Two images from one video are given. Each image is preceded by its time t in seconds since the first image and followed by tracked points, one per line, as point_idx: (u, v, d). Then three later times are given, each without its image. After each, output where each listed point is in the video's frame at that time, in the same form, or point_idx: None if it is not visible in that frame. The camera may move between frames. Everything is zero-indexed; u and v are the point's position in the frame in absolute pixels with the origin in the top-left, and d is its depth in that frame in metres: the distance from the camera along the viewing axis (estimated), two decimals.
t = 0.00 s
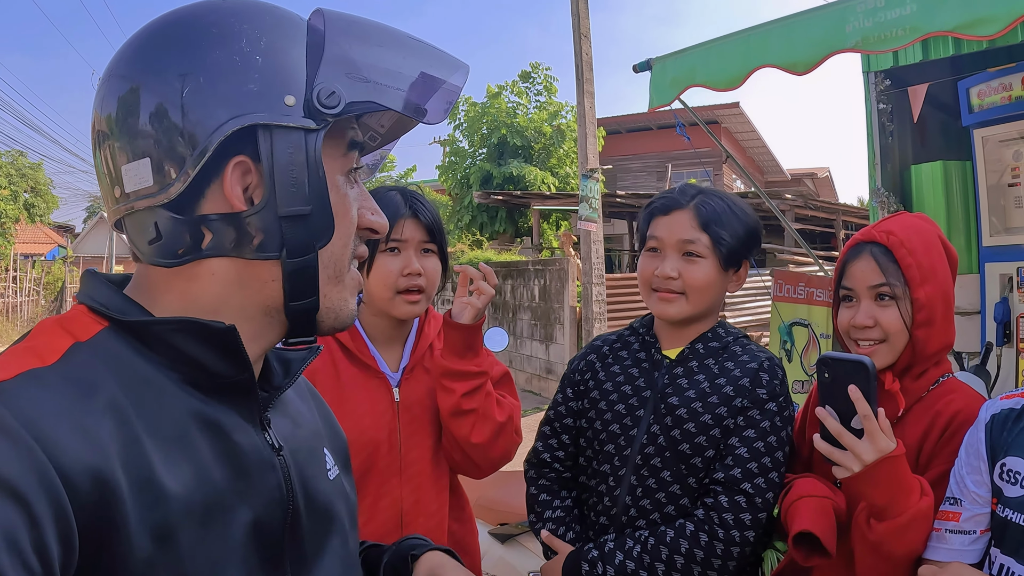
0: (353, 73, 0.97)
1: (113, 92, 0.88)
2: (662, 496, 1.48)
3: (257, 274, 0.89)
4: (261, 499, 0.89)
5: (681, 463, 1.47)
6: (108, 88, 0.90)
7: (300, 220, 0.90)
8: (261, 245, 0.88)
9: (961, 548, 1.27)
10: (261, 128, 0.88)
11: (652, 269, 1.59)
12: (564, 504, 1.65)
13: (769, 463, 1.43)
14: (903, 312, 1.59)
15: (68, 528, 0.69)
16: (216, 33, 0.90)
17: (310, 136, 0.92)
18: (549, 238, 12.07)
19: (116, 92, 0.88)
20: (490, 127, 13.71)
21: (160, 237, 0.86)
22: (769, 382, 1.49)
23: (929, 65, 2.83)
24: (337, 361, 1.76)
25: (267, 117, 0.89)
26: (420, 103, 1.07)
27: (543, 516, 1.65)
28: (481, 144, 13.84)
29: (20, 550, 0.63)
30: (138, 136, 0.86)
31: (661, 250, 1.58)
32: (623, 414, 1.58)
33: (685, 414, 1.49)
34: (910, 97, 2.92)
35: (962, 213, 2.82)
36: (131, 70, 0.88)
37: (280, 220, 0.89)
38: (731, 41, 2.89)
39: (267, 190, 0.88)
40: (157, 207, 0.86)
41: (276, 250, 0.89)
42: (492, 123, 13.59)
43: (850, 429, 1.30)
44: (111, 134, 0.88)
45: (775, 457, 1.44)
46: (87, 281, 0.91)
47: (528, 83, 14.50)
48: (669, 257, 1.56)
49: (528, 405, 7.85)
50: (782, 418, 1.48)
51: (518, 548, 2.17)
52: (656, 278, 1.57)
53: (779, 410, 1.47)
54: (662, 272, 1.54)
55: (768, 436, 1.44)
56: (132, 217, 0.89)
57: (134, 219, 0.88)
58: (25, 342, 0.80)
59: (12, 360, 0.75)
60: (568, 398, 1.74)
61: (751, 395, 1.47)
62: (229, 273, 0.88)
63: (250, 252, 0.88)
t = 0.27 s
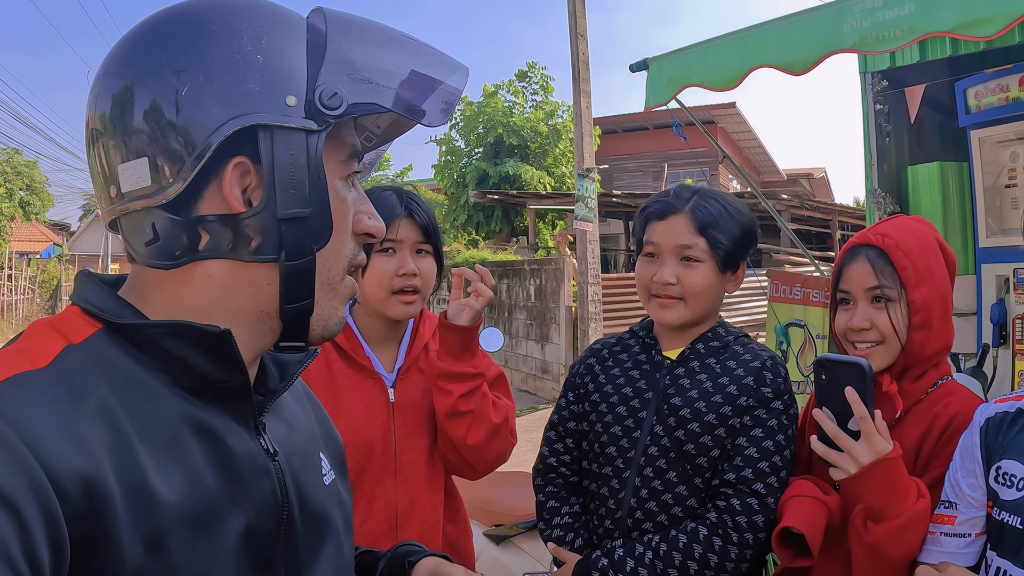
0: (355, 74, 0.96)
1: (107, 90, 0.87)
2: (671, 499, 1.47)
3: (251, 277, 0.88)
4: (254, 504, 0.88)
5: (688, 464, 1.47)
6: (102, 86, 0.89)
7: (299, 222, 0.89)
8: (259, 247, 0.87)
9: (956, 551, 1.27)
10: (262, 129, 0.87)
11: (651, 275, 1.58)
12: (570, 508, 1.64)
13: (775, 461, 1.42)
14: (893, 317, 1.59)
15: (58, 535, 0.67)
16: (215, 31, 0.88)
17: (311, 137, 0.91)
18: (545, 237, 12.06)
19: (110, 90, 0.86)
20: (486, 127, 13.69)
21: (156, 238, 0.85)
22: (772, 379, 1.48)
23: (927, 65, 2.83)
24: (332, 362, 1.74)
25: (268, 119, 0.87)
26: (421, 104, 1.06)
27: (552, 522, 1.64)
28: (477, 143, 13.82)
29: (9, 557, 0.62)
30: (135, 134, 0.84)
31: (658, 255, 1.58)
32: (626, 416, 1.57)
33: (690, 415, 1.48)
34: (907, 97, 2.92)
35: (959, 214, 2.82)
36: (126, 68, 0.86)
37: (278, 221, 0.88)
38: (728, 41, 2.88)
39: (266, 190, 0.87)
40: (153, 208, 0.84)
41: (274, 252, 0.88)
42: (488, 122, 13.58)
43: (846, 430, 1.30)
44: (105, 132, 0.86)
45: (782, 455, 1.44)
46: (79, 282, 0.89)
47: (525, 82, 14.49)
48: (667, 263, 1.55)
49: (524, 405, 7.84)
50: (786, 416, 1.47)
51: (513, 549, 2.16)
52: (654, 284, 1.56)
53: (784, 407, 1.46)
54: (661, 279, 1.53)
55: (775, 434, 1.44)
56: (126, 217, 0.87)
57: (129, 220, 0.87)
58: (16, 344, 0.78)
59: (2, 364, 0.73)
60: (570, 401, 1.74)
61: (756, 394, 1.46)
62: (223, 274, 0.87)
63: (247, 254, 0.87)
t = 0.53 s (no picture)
0: (367, 77, 0.96)
1: (119, 92, 0.87)
2: (674, 497, 1.47)
3: (260, 276, 0.87)
4: (260, 504, 0.88)
5: (691, 462, 1.47)
6: (115, 88, 0.88)
7: (311, 221, 0.88)
8: (271, 245, 0.87)
9: (951, 550, 1.27)
10: (277, 128, 0.87)
11: (655, 282, 1.58)
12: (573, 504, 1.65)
13: (780, 461, 1.43)
14: (890, 315, 1.60)
15: (68, 533, 0.67)
16: (232, 32, 0.88)
17: (326, 138, 0.90)
18: (542, 237, 12.06)
19: (123, 92, 0.86)
20: (483, 126, 13.67)
21: (170, 235, 0.84)
22: (777, 380, 1.48)
23: (924, 67, 2.85)
24: (332, 360, 1.74)
25: (283, 120, 0.87)
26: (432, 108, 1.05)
27: (555, 520, 1.64)
28: (474, 142, 13.81)
29: (20, 557, 0.61)
30: (150, 134, 0.84)
31: (661, 262, 1.58)
32: (630, 415, 1.58)
33: (695, 414, 1.48)
34: (905, 99, 2.94)
35: (956, 215, 2.83)
36: (138, 70, 0.86)
37: (292, 220, 0.87)
38: (726, 41, 2.89)
39: (280, 189, 0.87)
40: (167, 204, 0.84)
41: (286, 251, 0.87)
42: (485, 121, 13.56)
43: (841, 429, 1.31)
44: (119, 131, 0.86)
45: (786, 454, 1.44)
46: (88, 281, 0.89)
47: (522, 81, 14.48)
48: (670, 270, 1.56)
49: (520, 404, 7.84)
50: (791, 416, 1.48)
51: (512, 549, 2.16)
52: (658, 290, 1.57)
53: (788, 407, 1.47)
54: (665, 286, 1.54)
55: (779, 434, 1.44)
56: (139, 215, 0.86)
57: (141, 217, 0.86)
58: (25, 343, 0.78)
59: (14, 362, 0.73)
60: (574, 400, 1.74)
61: (761, 395, 1.46)
62: (232, 274, 0.87)
63: (260, 253, 0.86)
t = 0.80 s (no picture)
0: (370, 72, 0.96)
1: (121, 85, 0.86)
2: (673, 496, 1.47)
3: (258, 271, 0.87)
4: (258, 500, 0.87)
5: (691, 461, 1.47)
6: (116, 80, 0.88)
7: (312, 215, 0.88)
8: (272, 238, 0.86)
9: (948, 543, 1.27)
10: (279, 121, 0.87)
11: (655, 280, 1.58)
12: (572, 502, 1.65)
13: (778, 460, 1.43)
14: (891, 307, 1.61)
15: (64, 527, 0.67)
16: (236, 25, 0.88)
17: (328, 132, 0.90)
18: (539, 236, 12.06)
19: (125, 85, 0.86)
20: (480, 124, 13.66)
21: (170, 225, 0.84)
22: (778, 380, 1.49)
23: (922, 67, 2.85)
24: (330, 355, 1.73)
25: (286, 112, 0.87)
26: (435, 104, 1.06)
27: (553, 517, 1.64)
28: (472, 141, 13.80)
29: (16, 551, 0.61)
30: (153, 125, 0.84)
31: (662, 261, 1.58)
32: (630, 412, 1.58)
33: (695, 413, 1.48)
34: (902, 98, 2.95)
35: (953, 214, 2.84)
36: (140, 62, 0.86)
37: (293, 214, 0.87)
38: (723, 40, 2.89)
39: (281, 182, 0.86)
40: (168, 195, 0.84)
41: (287, 244, 0.87)
42: (482, 120, 13.55)
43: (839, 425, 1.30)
44: (120, 121, 0.85)
45: (784, 454, 1.44)
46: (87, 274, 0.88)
47: (519, 80, 14.47)
48: (671, 269, 1.56)
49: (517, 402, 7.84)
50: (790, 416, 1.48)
51: (508, 547, 2.16)
52: (659, 289, 1.57)
53: (788, 407, 1.47)
54: (666, 285, 1.54)
55: (779, 434, 1.45)
56: (139, 205, 0.86)
57: (141, 208, 0.86)
58: (23, 336, 0.78)
59: (11, 355, 0.72)
60: (574, 397, 1.74)
61: (761, 394, 1.46)
62: (231, 268, 0.86)
63: (261, 246, 0.86)
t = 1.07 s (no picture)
0: (378, 72, 0.96)
1: (128, 86, 0.86)
2: (671, 500, 1.47)
3: (261, 271, 0.87)
4: (260, 499, 0.87)
5: (690, 466, 1.47)
6: (123, 80, 0.89)
7: (316, 214, 0.88)
8: (276, 237, 0.86)
9: (948, 539, 1.28)
10: (284, 120, 0.87)
11: (656, 283, 1.58)
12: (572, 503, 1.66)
13: (778, 466, 1.43)
14: (895, 302, 1.61)
15: (67, 525, 0.67)
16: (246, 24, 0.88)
17: (334, 132, 0.90)
18: (539, 235, 12.06)
19: (132, 85, 0.86)
20: (481, 123, 13.65)
21: (175, 224, 0.84)
22: (779, 386, 1.48)
23: (922, 67, 2.85)
24: (332, 353, 1.73)
25: (292, 112, 0.87)
26: (442, 105, 1.06)
27: (552, 517, 1.64)
28: (472, 140, 13.79)
29: (19, 549, 0.61)
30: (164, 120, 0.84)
31: (663, 264, 1.58)
32: (631, 415, 1.58)
33: (695, 417, 1.48)
34: (903, 98, 2.94)
35: (953, 213, 2.83)
36: (147, 63, 0.86)
37: (298, 213, 0.87)
38: (723, 40, 2.89)
39: (286, 182, 0.86)
40: (173, 192, 0.84)
41: (292, 243, 0.87)
42: (483, 119, 13.55)
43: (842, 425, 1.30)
44: (128, 119, 0.86)
45: (783, 460, 1.44)
46: (92, 272, 0.89)
47: (520, 79, 14.46)
48: (672, 271, 1.56)
49: (517, 402, 7.84)
50: (791, 422, 1.48)
51: (508, 546, 2.16)
52: (659, 292, 1.57)
53: (789, 414, 1.47)
54: (666, 287, 1.54)
55: (779, 440, 1.44)
56: (144, 203, 0.86)
57: (147, 205, 0.86)
58: (27, 334, 0.78)
59: (15, 353, 0.73)
60: (576, 398, 1.75)
61: (762, 400, 1.46)
62: (234, 267, 0.86)
63: (265, 245, 0.86)
